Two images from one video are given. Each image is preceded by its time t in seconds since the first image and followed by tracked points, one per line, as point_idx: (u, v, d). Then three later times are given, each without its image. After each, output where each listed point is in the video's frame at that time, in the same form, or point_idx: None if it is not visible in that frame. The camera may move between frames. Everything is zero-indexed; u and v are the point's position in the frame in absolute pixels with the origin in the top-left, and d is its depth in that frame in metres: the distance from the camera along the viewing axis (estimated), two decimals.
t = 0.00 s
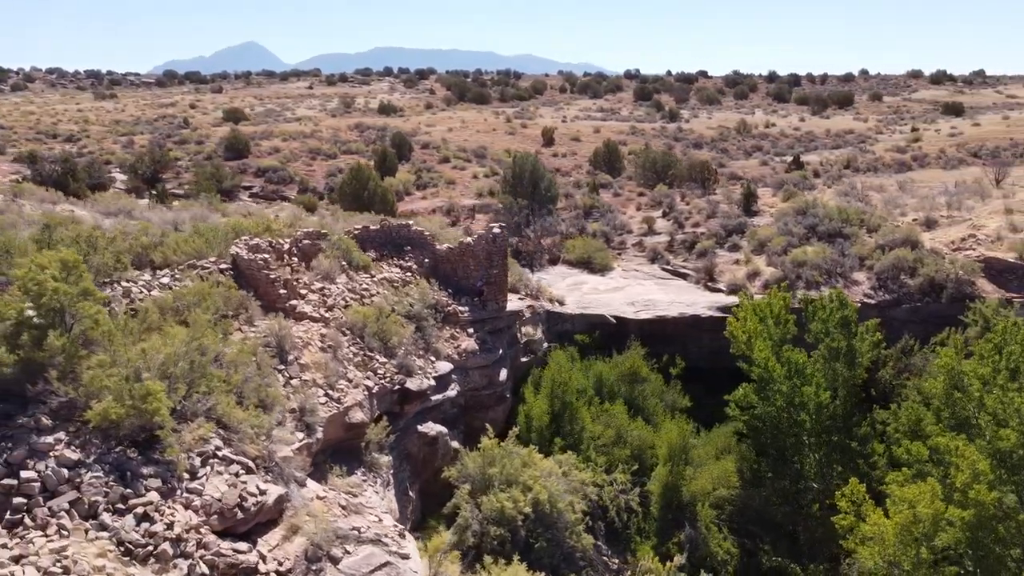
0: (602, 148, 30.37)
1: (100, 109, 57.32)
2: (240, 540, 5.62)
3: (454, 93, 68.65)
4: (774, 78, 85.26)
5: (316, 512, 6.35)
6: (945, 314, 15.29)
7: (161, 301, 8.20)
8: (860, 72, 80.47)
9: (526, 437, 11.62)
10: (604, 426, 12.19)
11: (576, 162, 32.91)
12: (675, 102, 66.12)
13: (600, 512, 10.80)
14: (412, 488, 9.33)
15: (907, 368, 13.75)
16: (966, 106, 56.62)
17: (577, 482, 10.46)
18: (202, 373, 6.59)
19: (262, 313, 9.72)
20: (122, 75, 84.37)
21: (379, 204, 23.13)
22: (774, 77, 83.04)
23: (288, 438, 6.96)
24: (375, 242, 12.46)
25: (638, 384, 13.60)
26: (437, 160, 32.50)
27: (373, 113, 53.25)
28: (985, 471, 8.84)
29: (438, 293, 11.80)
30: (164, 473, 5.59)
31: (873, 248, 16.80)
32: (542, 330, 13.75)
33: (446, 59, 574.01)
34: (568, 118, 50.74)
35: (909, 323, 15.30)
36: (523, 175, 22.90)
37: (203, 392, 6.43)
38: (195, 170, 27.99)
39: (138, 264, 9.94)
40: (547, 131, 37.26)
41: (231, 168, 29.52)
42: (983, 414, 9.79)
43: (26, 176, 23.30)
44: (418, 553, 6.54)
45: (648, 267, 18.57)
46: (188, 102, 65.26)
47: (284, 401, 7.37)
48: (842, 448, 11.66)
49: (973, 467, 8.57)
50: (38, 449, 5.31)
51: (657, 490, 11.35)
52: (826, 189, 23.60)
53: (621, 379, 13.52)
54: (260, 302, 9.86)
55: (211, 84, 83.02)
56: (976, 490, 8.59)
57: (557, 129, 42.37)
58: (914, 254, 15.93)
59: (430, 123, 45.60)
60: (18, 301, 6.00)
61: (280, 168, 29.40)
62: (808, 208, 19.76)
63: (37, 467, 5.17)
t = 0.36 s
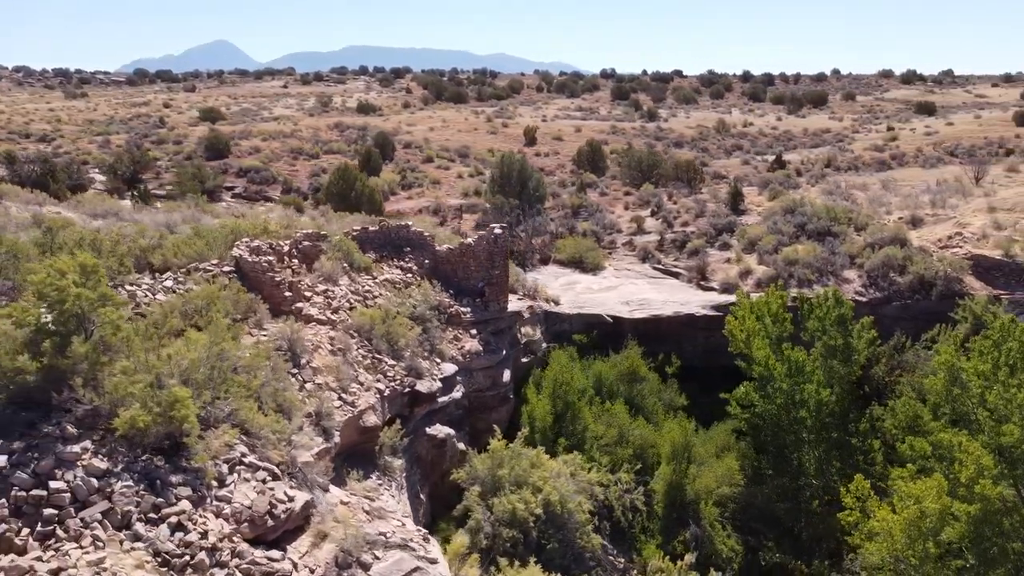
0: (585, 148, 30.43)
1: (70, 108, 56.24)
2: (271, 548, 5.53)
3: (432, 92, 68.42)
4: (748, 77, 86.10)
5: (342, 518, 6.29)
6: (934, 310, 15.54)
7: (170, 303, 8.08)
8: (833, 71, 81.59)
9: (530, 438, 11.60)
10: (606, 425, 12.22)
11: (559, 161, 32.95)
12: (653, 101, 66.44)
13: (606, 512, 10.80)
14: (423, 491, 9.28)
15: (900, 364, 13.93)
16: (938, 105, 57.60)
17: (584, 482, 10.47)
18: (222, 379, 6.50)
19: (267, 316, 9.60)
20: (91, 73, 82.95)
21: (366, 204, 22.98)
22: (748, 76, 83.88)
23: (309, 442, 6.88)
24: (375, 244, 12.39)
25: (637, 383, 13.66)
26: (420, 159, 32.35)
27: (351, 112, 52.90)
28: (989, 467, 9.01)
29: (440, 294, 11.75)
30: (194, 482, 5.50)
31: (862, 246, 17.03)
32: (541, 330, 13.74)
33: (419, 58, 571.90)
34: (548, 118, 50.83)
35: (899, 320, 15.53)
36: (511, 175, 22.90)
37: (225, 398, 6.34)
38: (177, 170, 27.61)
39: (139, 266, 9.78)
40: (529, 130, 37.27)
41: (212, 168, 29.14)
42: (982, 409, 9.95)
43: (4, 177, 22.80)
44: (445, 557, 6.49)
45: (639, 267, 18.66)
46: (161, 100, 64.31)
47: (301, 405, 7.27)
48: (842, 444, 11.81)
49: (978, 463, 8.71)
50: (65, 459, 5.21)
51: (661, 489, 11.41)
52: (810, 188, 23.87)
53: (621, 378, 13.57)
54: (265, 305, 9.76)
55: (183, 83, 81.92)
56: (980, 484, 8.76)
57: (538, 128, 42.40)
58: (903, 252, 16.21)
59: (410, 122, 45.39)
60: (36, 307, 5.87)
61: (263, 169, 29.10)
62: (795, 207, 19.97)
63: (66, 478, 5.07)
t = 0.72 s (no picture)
0: (569, 147, 30.50)
1: (39, 107, 55.11)
2: (304, 556, 5.46)
3: (409, 91, 68.16)
4: (721, 77, 86.90)
5: (369, 523, 6.24)
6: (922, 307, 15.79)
7: (179, 306, 7.96)
8: (805, 71, 82.63)
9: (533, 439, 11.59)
10: (607, 424, 12.25)
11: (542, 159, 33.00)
12: (629, 100, 66.76)
13: (611, 513, 10.80)
14: (434, 493, 9.23)
15: (892, 361, 14.12)
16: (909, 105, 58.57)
17: (590, 483, 10.47)
18: (244, 385, 6.42)
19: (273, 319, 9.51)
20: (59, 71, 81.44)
21: (353, 205, 22.83)
22: (722, 75, 84.66)
23: (331, 447, 6.82)
24: (374, 245, 12.32)
25: (634, 383, 13.71)
26: (403, 159, 32.22)
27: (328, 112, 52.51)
28: (992, 462, 9.17)
29: (442, 296, 11.72)
30: (224, 489, 5.42)
31: (851, 245, 17.28)
32: (539, 331, 13.75)
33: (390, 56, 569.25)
34: (526, 117, 50.84)
35: (889, 318, 15.78)
36: (498, 175, 22.87)
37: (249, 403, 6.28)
38: (156, 170, 27.19)
39: (140, 269, 9.61)
40: (510, 130, 37.27)
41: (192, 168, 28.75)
42: (980, 405, 10.14)
43: None
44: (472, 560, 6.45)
45: (630, 266, 18.75)
46: (133, 99, 63.30)
47: (320, 410, 7.21)
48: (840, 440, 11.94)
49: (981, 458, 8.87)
50: (95, 468, 5.11)
51: (664, 488, 11.46)
52: (793, 186, 24.16)
53: (619, 377, 13.61)
54: (271, 308, 9.67)
55: (154, 81, 80.70)
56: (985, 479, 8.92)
57: (518, 127, 42.43)
58: (890, 250, 16.52)
59: (389, 121, 45.16)
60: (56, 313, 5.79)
61: (245, 169, 28.78)
62: (782, 206, 20.21)
63: (99, 488, 4.99)
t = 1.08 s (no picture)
0: (551, 147, 30.54)
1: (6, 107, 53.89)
2: (340, 561, 5.42)
3: (384, 90, 67.78)
4: (695, 76, 87.56)
5: (398, 528, 6.22)
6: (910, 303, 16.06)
7: (191, 308, 7.84)
8: (777, 71, 83.54)
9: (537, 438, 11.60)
10: (608, 423, 12.29)
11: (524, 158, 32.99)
12: (604, 99, 67.00)
13: (616, 511, 10.83)
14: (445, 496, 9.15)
15: (884, 358, 14.33)
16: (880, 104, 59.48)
17: (596, 482, 10.49)
18: (269, 389, 6.36)
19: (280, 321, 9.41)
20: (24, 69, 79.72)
21: (339, 205, 22.64)
22: (695, 75, 85.28)
23: (354, 450, 6.78)
24: (373, 246, 12.23)
25: (632, 381, 13.76)
26: (384, 159, 32.03)
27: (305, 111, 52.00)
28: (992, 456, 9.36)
29: (444, 296, 11.67)
30: (259, 495, 5.35)
31: (839, 243, 17.53)
32: (537, 330, 13.76)
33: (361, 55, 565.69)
34: (504, 116, 50.78)
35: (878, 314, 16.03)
36: (485, 174, 22.80)
37: (275, 408, 6.21)
38: (135, 171, 26.72)
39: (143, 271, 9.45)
40: (491, 129, 37.22)
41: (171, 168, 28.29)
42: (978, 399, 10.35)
43: None
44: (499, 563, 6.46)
45: (620, 265, 18.83)
46: (103, 98, 62.22)
47: (340, 413, 7.15)
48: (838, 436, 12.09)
49: (984, 452, 9.05)
50: (129, 476, 5.01)
51: (667, 485, 11.52)
52: (776, 185, 24.43)
53: (617, 376, 13.67)
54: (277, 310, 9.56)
55: (122, 80, 79.27)
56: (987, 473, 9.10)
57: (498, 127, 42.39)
58: (878, 248, 16.80)
59: (367, 121, 44.83)
60: (79, 319, 5.69)
61: (225, 169, 28.40)
62: (768, 205, 20.43)
63: (135, 496, 4.90)
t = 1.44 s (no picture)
0: (534, 146, 30.57)
1: None
2: (378, 567, 5.36)
3: (359, 89, 67.35)
4: (668, 75, 88.24)
5: (429, 533, 6.18)
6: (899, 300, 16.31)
7: (204, 311, 7.73)
8: (749, 71, 84.47)
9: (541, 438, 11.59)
10: (610, 422, 12.32)
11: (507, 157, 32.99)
12: (580, 98, 67.23)
13: (622, 510, 10.86)
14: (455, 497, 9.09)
15: (876, 354, 14.54)
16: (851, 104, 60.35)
17: (604, 481, 10.52)
18: (296, 393, 6.28)
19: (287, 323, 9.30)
20: None
21: (325, 205, 22.48)
22: (668, 74, 86.03)
23: (379, 454, 6.73)
24: (373, 247, 12.17)
25: (629, 380, 13.81)
26: (366, 159, 31.85)
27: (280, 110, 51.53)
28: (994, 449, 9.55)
29: (446, 296, 11.64)
30: (296, 502, 5.29)
31: (826, 241, 17.79)
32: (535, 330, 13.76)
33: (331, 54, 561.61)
34: (482, 116, 50.72)
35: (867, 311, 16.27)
36: (471, 175, 22.73)
37: (304, 412, 6.16)
38: (113, 171, 26.29)
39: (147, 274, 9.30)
40: (472, 129, 37.17)
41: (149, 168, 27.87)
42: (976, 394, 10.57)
43: None
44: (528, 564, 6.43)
45: (610, 264, 18.92)
46: (71, 97, 61.08)
47: (362, 416, 7.10)
48: (836, 431, 12.25)
49: (988, 446, 9.24)
50: (167, 484, 4.92)
51: (670, 483, 11.58)
52: (759, 184, 24.71)
53: (615, 376, 13.72)
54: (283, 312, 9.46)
55: (91, 78, 78.01)
56: (989, 466, 9.29)
57: (477, 126, 42.34)
58: (866, 246, 17.06)
59: (345, 120, 44.53)
60: (105, 324, 5.58)
61: (205, 169, 28.05)
62: (754, 203, 20.65)
63: (174, 505, 4.81)
